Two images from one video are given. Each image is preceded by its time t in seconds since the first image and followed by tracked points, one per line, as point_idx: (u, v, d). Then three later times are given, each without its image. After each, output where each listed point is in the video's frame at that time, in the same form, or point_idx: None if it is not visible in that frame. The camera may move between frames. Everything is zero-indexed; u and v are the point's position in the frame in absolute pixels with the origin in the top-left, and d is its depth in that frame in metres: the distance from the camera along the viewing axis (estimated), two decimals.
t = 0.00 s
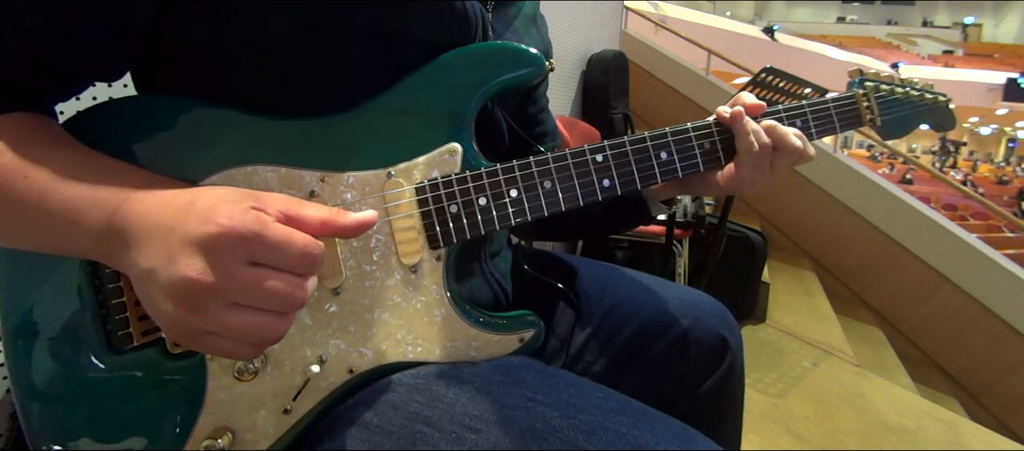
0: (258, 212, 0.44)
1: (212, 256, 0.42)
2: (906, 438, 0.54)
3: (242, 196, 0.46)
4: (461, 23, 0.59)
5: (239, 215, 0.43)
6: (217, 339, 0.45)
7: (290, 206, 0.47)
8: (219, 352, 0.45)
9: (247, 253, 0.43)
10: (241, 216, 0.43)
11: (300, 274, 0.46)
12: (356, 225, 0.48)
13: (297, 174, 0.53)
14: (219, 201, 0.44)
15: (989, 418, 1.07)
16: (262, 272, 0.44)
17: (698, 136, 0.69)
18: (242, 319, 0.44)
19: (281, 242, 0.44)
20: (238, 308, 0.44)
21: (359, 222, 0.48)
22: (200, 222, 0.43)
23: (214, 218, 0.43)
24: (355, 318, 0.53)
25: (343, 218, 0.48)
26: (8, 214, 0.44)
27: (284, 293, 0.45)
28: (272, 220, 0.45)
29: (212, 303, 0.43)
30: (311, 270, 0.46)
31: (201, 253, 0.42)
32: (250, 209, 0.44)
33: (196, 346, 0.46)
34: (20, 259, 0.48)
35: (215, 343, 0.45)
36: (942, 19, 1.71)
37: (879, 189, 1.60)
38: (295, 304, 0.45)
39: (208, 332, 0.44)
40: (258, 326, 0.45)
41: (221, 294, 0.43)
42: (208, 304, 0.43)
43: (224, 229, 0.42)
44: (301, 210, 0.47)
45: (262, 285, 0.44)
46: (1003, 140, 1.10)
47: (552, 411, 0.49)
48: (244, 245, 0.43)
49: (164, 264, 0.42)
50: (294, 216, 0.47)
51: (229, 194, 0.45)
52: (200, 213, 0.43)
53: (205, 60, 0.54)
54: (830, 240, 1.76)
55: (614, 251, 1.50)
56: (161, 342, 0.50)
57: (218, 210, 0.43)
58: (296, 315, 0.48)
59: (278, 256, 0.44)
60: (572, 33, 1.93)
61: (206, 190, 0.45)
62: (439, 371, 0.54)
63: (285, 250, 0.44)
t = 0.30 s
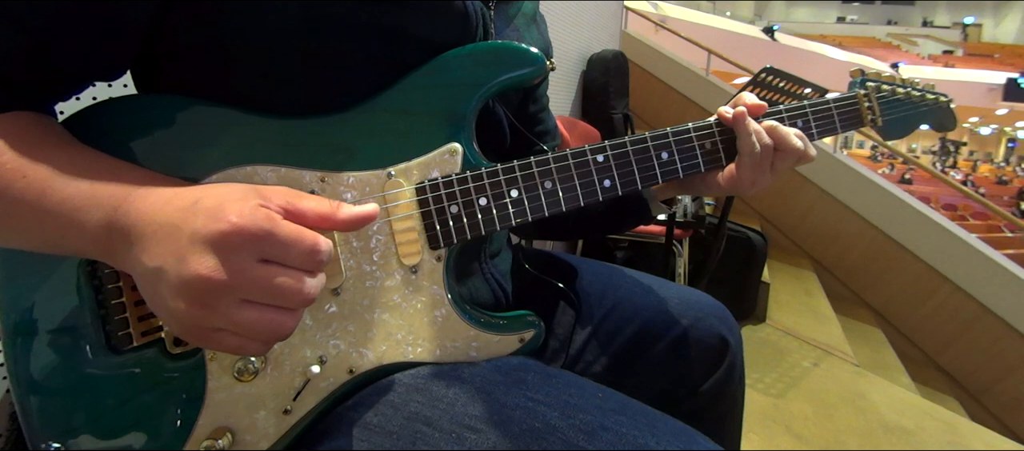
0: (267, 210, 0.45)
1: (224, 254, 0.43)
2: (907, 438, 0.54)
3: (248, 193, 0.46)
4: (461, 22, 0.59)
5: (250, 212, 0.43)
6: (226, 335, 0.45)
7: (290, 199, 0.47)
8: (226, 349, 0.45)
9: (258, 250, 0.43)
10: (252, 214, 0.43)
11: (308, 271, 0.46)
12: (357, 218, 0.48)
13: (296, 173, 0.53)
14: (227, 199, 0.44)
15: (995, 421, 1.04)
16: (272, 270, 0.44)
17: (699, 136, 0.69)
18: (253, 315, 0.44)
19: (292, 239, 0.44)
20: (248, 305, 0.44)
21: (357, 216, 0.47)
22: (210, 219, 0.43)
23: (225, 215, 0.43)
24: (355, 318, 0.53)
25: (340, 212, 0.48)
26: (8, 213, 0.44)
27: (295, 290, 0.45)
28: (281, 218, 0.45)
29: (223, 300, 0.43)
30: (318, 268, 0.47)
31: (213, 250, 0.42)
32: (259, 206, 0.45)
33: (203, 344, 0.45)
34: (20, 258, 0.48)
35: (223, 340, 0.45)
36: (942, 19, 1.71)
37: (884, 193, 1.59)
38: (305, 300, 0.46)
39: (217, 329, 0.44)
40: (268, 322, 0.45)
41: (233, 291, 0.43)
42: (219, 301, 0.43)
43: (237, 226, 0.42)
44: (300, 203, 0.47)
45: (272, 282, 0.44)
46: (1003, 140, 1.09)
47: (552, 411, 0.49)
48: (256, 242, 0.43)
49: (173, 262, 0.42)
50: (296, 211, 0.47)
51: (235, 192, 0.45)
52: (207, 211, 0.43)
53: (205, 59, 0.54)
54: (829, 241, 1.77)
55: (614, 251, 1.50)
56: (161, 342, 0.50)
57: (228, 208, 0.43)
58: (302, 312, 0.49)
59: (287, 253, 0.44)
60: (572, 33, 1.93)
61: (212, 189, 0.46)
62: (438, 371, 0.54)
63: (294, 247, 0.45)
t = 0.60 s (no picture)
0: (272, 207, 0.45)
1: (231, 251, 0.43)
2: (907, 438, 0.54)
3: (253, 190, 0.46)
4: (460, 21, 0.59)
5: (256, 209, 0.43)
6: (232, 332, 0.45)
7: (290, 197, 0.47)
8: (231, 345, 0.46)
9: (263, 247, 0.43)
10: (258, 211, 0.43)
11: (313, 268, 0.46)
12: (358, 217, 0.48)
13: (296, 173, 0.53)
14: (231, 197, 0.44)
15: (996, 422, 1.18)
16: (277, 267, 0.44)
17: (699, 136, 0.69)
18: (259, 312, 0.44)
19: (296, 236, 0.44)
20: (254, 301, 0.44)
21: (355, 217, 0.48)
22: (216, 217, 0.43)
23: (231, 213, 0.43)
24: (355, 318, 0.53)
25: (338, 211, 0.48)
26: (7, 211, 0.44)
27: (300, 287, 0.45)
28: (285, 216, 0.45)
29: (229, 297, 0.43)
30: (322, 265, 0.47)
31: (219, 247, 0.42)
32: (265, 203, 0.45)
33: (209, 341, 0.45)
34: (21, 257, 0.48)
35: (229, 336, 0.45)
36: (942, 19, 1.71)
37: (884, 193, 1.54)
38: (310, 298, 0.46)
39: (222, 325, 0.45)
40: (274, 319, 0.45)
41: (238, 288, 0.43)
42: (225, 297, 0.43)
43: (242, 223, 0.42)
44: (300, 201, 0.47)
45: (277, 279, 0.44)
46: (1003, 140, 1.11)
47: (552, 411, 0.49)
48: (261, 238, 0.43)
49: (178, 259, 0.42)
50: (297, 208, 0.47)
51: (239, 190, 0.45)
52: (211, 209, 0.43)
53: (204, 59, 0.54)
54: (831, 237, 1.71)
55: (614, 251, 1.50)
56: (162, 341, 0.50)
57: (233, 205, 0.43)
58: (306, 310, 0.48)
59: (292, 250, 0.44)
60: (572, 33, 1.94)
61: (216, 187, 0.45)
62: (438, 371, 0.53)
63: (299, 244, 0.45)
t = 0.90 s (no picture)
0: (269, 208, 0.45)
1: (228, 250, 0.43)
2: (906, 438, 0.54)
3: (249, 190, 0.46)
4: (460, 21, 0.59)
5: (253, 210, 0.44)
6: (224, 331, 0.45)
7: (285, 198, 0.47)
8: (224, 345, 0.46)
9: (259, 248, 0.44)
10: (255, 212, 0.44)
11: (308, 272, 0.46)
12: (352, 223, 0.48)
13: (297, 172, 0.53)
14: (228, 196, 0.44)
15: (995, 422, 1.19)
16: (272, 268, 0.44)
17: (700, 137, 0.69)
18: (253, 313, 0.44)
19: (292, 237, 0.45)
20: (248, 302, 0.44)
21: (350, 222, 0.47)
22: (213, 215, 0.43)
23: (227, 212, 0.43)
24: (355, 317, 0.53)
25: (335, 216, 0.47)
26: (7, 209, 0.44)
27: (294, 290, 0.45)
28: (282, 217, 0.45)
29: (224, 296, 0.43)
30: (318, 269, 0.47)
31: (216, 246, 0.43)
32: (262, 204, 0.45)
33: (201, 339, 0.45)
34: (21, 256, 0.48)
35: (221, 336, 0.45)
36: (942, 19, 1.71)
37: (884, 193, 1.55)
38: (304, 301, 0.46)
39: (216, 324, 0.45)
40: (267, 320, 0.45)
41: (234, 288, 0.43)
42: (220, 296, 0.43)
43: (238, 223, 0.43)
44: (296, 203, 0.47)
45: (272, 280, 0.44)
46: (1003, 140, 1.10)
47: (552, 411, 0.49)
48: (257, 239, 0.43)
49: (175, 257, 0.42)
50: (292, 210, 0.47)
51: (236, 189, 0.45)
52: (209, 206, 0.43)
53: (204, 59, 0.54)
54: (830, 239, 1.72)
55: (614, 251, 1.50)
56: (162, 340, 0.50)
57: (231, 205, 0.43)
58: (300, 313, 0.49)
59: (288, 252, 0.45)
60: (572, 33, 1.94)
61: (214, 187, 0.45)
62: (438, 371, 0.53)
63: (294, 247, 0.45)
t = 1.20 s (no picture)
0: (251, 204, 0.45)
1: (207, 244, 0.43)
2: (906, 438, 0.54)
3: (231, 187, 0.46)
4: (459, 21, 0.59)
5: (235, 205, 0.44)
6: (199, 328, 0.44)
7: (270, 199, 0.48)
8: (199, 342, 0.45)
9: (240, 243, 0.44)
10: (236, 207, 0.44)
11: (290, 270, 0.47)
12: (336, 226, 0.49)
13: (298, 171, 0.53)
14: (210, 191, 0.45)
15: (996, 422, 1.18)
16: (252, 264, 0.44)
17: (702, 139, 0.69)
18: (232, 309, 0.44)
19: (275, 234, 0.45)
20: (226, 298, 0.44)
21: (336, 225, 0.48)
22: (195, 210, 0.43)
23: (209, 206, 0.43)
24: (354, 317, 0.53)
25: (319, 219, 0.49)
26: (7, 206, 0.45)
27: (275, 287, 0.45)
28: (265, 214, 0.46)
29: (203, 291, 0.43)
30: (298, 268, 0.47)
31: (196, 240, 0.43)
32: (245, 201, 0.45)
33: (176, 335, 0.45)
34: (20, 250, 0.48)
35: (196, 334, 0.45)
36: (942, 20, 1.71)
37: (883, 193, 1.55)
38: (284, 299, 0.46)
39: (192, 320, 0.44)
40: (245, 317, 0.45)
41: (212, 282, 0.43)
42: (199, 291, 0.43)
43: (219, 217, 0.43)
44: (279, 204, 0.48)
45: (252, 276, 0.44)
46: (1003, 141, 1.10)
47: (552, 411, 0.49)
48: (239, 235, 0.44)
49: (155, 250, 0.42)
50: (277, 209, 0.48)
51: (217, 186, 0.46)
52: (193, 201, 0.43)
53: (204, 58, 0.55)
54: (830, 239, 1.72)
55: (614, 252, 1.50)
56: (160, 338, 0.50)
57: (213, 200, 0.44)
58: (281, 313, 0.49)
59: (269, 249, 0.45)
60: (572, 33, 1.94)
61: (197, 182, 0.46)
62: (437, 372, 0.53)
63: (276, 243, 0.45)
